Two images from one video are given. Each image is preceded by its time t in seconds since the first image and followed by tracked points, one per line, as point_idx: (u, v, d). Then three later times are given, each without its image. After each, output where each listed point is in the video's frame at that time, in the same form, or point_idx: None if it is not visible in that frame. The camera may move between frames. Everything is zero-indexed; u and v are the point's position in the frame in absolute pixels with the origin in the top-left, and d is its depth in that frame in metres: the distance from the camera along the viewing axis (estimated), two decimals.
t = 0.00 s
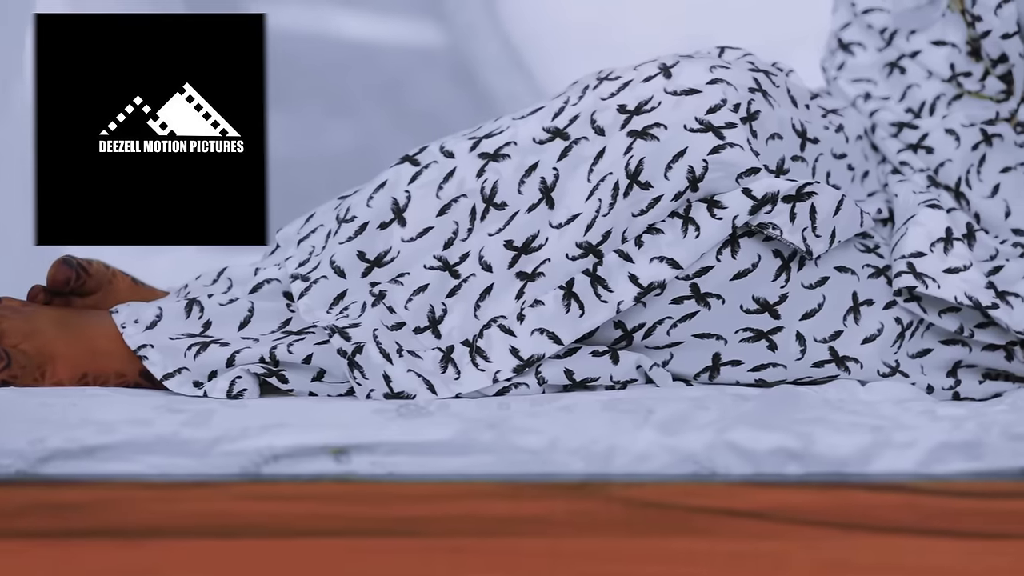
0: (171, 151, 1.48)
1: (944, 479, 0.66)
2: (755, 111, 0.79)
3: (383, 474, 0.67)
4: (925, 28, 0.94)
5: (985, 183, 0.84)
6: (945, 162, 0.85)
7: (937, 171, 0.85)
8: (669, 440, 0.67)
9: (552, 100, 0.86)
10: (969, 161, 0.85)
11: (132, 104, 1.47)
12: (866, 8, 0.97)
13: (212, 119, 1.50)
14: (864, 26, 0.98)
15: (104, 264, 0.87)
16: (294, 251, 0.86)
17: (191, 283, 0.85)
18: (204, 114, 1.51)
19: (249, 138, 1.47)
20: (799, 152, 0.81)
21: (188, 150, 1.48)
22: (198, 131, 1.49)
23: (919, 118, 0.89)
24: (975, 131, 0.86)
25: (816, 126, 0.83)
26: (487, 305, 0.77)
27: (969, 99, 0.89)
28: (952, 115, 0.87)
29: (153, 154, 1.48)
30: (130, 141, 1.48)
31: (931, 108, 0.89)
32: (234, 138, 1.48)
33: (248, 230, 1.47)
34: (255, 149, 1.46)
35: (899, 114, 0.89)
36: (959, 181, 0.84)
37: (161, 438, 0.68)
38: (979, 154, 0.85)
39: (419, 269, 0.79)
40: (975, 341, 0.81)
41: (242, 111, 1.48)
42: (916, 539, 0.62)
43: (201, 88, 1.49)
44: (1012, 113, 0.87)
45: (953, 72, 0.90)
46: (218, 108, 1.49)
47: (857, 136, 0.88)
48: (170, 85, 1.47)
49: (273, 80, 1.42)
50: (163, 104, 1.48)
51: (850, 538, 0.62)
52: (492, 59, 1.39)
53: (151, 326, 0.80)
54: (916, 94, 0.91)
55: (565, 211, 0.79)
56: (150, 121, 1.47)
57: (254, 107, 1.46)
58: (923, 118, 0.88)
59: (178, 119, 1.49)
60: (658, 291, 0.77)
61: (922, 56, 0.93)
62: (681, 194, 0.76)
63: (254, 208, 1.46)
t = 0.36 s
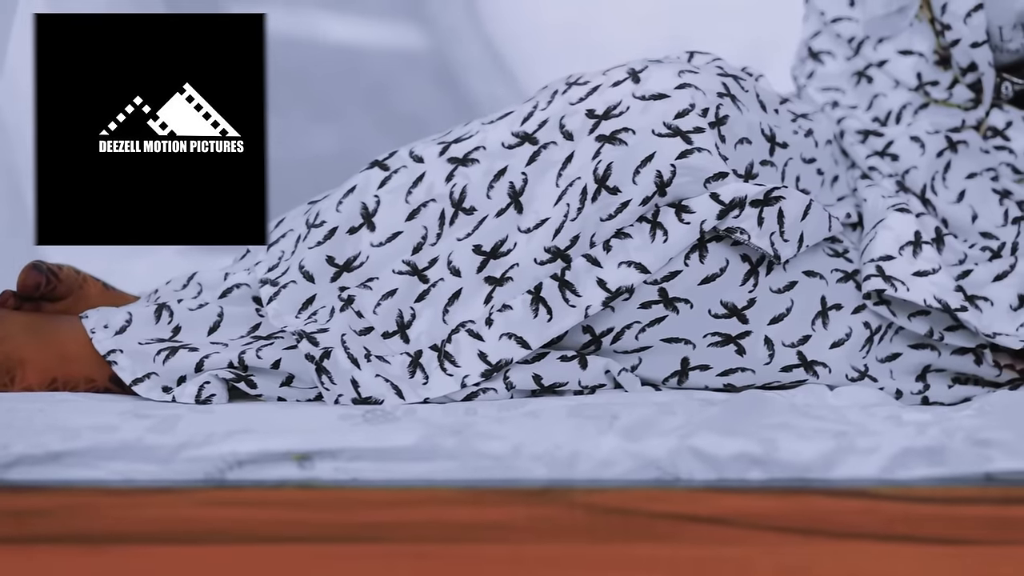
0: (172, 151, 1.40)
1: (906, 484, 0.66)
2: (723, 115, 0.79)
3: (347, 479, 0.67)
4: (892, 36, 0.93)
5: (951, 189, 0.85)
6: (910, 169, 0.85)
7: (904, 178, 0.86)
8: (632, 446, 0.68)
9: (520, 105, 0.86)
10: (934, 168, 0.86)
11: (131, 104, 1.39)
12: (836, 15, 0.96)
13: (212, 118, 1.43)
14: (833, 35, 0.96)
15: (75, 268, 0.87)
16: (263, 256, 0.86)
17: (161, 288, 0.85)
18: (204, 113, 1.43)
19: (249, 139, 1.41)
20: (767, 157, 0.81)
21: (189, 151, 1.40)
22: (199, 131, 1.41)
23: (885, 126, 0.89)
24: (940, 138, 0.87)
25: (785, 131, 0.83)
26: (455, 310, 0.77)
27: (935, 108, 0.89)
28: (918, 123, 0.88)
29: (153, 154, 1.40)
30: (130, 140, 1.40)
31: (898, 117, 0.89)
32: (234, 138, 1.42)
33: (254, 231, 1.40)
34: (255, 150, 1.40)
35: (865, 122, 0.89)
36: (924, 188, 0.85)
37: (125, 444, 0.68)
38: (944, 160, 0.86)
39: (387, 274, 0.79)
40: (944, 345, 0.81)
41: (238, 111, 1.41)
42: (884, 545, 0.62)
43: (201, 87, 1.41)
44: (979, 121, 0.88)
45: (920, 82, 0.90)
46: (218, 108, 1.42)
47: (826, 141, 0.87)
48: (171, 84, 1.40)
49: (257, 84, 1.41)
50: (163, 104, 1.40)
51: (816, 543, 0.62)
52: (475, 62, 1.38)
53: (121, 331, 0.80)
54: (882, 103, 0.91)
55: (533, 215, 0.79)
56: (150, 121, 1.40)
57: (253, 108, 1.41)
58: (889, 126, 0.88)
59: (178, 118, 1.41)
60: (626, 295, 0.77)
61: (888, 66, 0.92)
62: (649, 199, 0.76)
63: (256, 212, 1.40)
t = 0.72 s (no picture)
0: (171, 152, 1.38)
1: (864, 492, 0.66)
2: (689, 123, 0.79)
3: (306, 489, 0.67)
4: (859, 44, 0.93)
5: (916, 197, 0.86)
6: (875, 177, 0.86)
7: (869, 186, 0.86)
8: (591, 454, 0.68)
9: (486, 113, 0.86)
10: (899, 175, 0.86)
11: (132, 104, 1.37)
12: (803, 24, 0.96)
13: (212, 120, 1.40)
14: (800, 43, 0.96)
15: (42, 277, 0.87)
16: (229, 265, 0.87)
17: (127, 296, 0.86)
18: (203, 114, 1.40)
19: (249, 139, 1.40)
20: (733, 165, 0.81)
21: (188, 151, 1.38)
22: (199, 131, 1.39)
23: (849, 135, 0.89)
24: (905, 146, 0.87)
25: (751, 139, 0.83)
26: (420, 318, 0.77)
27: (900, 117, 0.89)
28: (882, 132, 0.88)
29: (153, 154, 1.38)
30: (129, 141, 1.38)
31: (862, 126, 0.89)
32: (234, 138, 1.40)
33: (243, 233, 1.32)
34: (255, 151, 1.39)
35: (830, 131, 0.89)
36: (890, 196, 0.85)
37: (85, 453, 0.68)
38: (908, 168, 0.87)
39: (353, 282, 0.80)
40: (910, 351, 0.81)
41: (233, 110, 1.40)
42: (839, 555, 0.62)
43: (200, 87, 1.38)
44: (945, 129, 0.89)
45: (886, 91, 0.90)
46: (218, 108, 1.40)
47: (792, 149, 0.87)
48: (170, 84, 1.37)
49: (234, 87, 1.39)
50: (163, 104, 1.38)
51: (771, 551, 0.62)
52: (454, 66, 1.39)
53: (86, 339, 0.81)
54: (847, 113, 0.91)
55: (498, 223, 0.79)
56: (150, 120, 1.38)
57: (252, 108, 1.40)
58: (852, 135, 0.89)
59: (178, 119, 1.39)
60: (591, 304, 0.77)
61: (854, 75, 0.92)
62: (614, 207, 0.76)
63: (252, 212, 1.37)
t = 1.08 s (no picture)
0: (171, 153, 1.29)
1: (816, 500, 0.67)
2: (648, 131, 0.80)
3: (260, 496, 0.67)
4: (822, 51, 0.93)
5: (877, 205, 0.86)
6: (836, 184, 0.86)
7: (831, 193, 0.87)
8: (544, 462, 0.68)
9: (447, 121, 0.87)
10: (860, 183, 0.86)
11: (131, 103, 1.30)
12: (766, 32, 0.96)
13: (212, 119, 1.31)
14: (764, 51, 0.97)
15: (3, 285, 0.88)
16: (190, 272, 0.87)
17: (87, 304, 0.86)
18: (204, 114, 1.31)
19: (249, 140, 1.31)
20: (693, 172, 0.81)
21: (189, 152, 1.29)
22: (198, 131, 1.29)
23: (811, 143, 0.90)
24: (866, 153, 0.88)
25: (712, 146, 0.84)
26: (380, 325, 0.78)
27: (862, 124, 0.90)
28: (843, 139, 0.89)
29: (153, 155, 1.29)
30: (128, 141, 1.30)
31: (825, 133, 0.90)
32: (234, 138, 1.30)
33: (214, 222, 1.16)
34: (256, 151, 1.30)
35: (792, 138, 0.89)
36: (851, 203, 0.85)
37: (40, 461, 0.68)
38: (870, 175, 0.87)
39: (313, 289, 0.80)
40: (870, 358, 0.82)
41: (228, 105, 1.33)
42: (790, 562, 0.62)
43: (200, 85, 1.31)
44: (908, 136, 0.89)
45: (848, 98, 0.91)
46: (219, 108, 1.32)
47: (754, 156, 0.88)
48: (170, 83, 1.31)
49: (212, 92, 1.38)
50: (163, 104, 1.31)
51: (722, 558, 0.62)
52: (432, 67, 1.39)
53: (47, 347, 0.81)
54: (810, 120, 0.91)
55: (458, 231, 0.79)
56: (151, 121, 1.29)
57: (251, 108, 1.32)
58: (814, 142, 0.89)
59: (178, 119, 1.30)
60: (549, 312, 0.77)
61: (817, 82, 0.92)
62: (573, 215, 0.76)
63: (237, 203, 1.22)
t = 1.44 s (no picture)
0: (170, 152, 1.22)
1: (766, 503, 0.67)
2: (606, 134, 0.80)
3: (211, 500, 0.67)
4: (783, 56, 0.94)
5: (839, 208, 0.86)
6: (798, 187, 0.86)
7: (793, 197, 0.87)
8: (495, 465, 0.68)
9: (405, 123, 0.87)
10: (822, 186, 0.86)
11: (132, 104, 1.26)
12: (729, 35, 0.97)
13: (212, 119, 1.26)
14: (727, 54, 0.97)
15: None
16: (150, 274, 0.89)
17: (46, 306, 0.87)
18: (205, 115, 1.27)
19: (248, 139, 1.26)
20: (652, 175, 0.81)
21: (188, 152, 1.23)
22: (198, 130, 1.24)
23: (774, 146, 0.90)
24: (828, 157, 0.87)
25: (671, 149, 0.84)
26: (337, 328, 0.78)
27: (825, 127, 0.91)
28: (806, 143, 0.88)
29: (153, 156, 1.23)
30: (128, 141, 1.24)
31: (787, 136, 0.90)
32: (234, 139, 1.25)
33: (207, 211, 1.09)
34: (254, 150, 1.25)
35: (755, 141, 0.89)
36: (813, 207, 0.85)
37: None
38: (832, 179, 0.87)
39: (271, 292, 0.80)
40: (829, 360, 0.82)
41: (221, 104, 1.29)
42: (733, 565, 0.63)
43: (201, 85, 1.27)
44: (871, 139, 0.89)
45: (810, 102, 0.92)
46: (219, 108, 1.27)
47: (714, 158, 0.88)
48: (171, 84, 1.27)
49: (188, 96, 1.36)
50: (163, 104, 1.27)
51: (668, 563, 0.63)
52: (409, 70, 1.38)
53: (6, 349, 0.81)
54: (773, 123, 0.92)
55: (416, 234, 0.79)
56: (151, 121, 1.24)
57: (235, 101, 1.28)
58: (777, 145, 0.90)
59: (178, 119, 1.25)
60: (507, 314, 0.77)
61: (779, 86, 0.93)
62: (530, 218, 0.77)
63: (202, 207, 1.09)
